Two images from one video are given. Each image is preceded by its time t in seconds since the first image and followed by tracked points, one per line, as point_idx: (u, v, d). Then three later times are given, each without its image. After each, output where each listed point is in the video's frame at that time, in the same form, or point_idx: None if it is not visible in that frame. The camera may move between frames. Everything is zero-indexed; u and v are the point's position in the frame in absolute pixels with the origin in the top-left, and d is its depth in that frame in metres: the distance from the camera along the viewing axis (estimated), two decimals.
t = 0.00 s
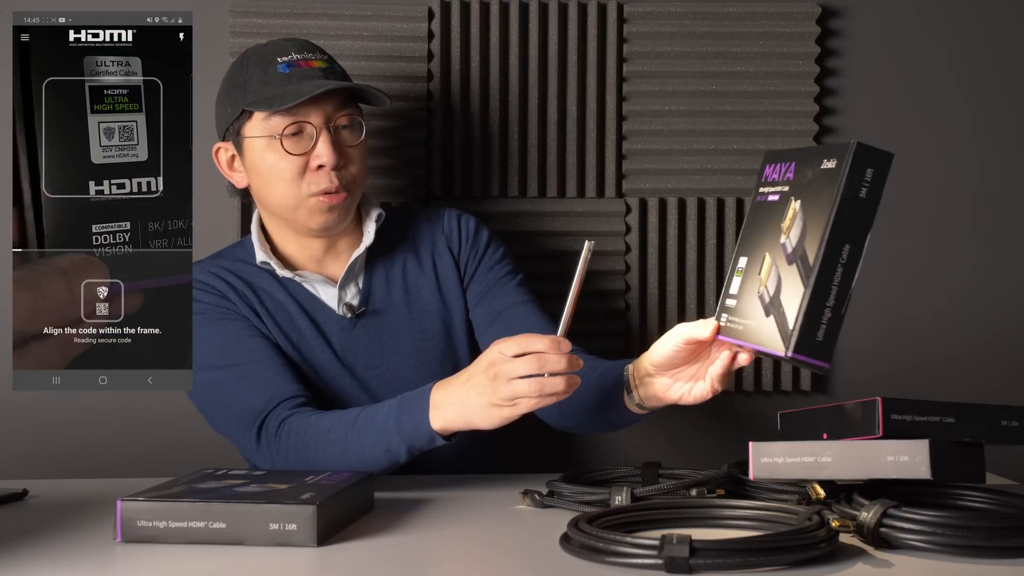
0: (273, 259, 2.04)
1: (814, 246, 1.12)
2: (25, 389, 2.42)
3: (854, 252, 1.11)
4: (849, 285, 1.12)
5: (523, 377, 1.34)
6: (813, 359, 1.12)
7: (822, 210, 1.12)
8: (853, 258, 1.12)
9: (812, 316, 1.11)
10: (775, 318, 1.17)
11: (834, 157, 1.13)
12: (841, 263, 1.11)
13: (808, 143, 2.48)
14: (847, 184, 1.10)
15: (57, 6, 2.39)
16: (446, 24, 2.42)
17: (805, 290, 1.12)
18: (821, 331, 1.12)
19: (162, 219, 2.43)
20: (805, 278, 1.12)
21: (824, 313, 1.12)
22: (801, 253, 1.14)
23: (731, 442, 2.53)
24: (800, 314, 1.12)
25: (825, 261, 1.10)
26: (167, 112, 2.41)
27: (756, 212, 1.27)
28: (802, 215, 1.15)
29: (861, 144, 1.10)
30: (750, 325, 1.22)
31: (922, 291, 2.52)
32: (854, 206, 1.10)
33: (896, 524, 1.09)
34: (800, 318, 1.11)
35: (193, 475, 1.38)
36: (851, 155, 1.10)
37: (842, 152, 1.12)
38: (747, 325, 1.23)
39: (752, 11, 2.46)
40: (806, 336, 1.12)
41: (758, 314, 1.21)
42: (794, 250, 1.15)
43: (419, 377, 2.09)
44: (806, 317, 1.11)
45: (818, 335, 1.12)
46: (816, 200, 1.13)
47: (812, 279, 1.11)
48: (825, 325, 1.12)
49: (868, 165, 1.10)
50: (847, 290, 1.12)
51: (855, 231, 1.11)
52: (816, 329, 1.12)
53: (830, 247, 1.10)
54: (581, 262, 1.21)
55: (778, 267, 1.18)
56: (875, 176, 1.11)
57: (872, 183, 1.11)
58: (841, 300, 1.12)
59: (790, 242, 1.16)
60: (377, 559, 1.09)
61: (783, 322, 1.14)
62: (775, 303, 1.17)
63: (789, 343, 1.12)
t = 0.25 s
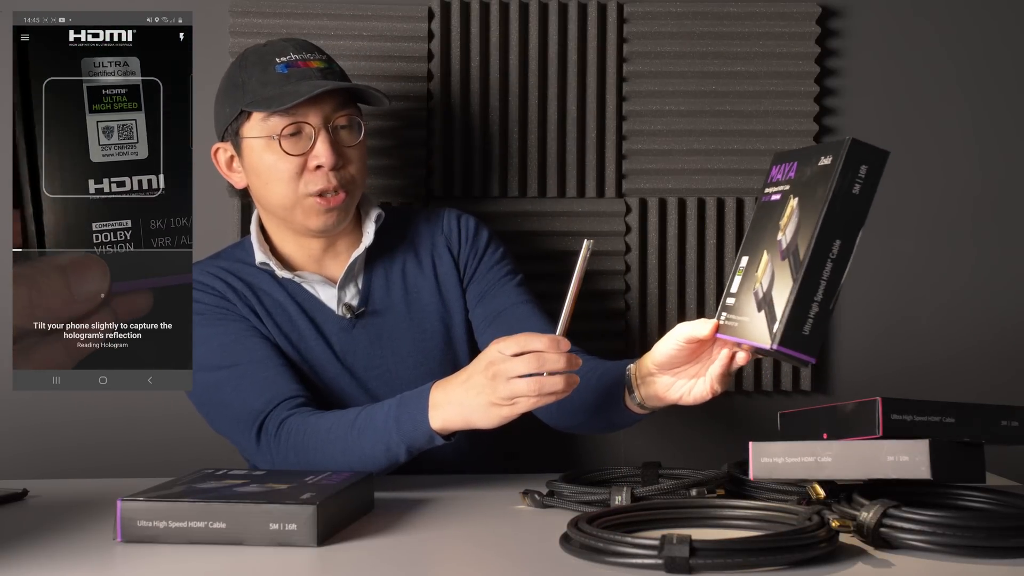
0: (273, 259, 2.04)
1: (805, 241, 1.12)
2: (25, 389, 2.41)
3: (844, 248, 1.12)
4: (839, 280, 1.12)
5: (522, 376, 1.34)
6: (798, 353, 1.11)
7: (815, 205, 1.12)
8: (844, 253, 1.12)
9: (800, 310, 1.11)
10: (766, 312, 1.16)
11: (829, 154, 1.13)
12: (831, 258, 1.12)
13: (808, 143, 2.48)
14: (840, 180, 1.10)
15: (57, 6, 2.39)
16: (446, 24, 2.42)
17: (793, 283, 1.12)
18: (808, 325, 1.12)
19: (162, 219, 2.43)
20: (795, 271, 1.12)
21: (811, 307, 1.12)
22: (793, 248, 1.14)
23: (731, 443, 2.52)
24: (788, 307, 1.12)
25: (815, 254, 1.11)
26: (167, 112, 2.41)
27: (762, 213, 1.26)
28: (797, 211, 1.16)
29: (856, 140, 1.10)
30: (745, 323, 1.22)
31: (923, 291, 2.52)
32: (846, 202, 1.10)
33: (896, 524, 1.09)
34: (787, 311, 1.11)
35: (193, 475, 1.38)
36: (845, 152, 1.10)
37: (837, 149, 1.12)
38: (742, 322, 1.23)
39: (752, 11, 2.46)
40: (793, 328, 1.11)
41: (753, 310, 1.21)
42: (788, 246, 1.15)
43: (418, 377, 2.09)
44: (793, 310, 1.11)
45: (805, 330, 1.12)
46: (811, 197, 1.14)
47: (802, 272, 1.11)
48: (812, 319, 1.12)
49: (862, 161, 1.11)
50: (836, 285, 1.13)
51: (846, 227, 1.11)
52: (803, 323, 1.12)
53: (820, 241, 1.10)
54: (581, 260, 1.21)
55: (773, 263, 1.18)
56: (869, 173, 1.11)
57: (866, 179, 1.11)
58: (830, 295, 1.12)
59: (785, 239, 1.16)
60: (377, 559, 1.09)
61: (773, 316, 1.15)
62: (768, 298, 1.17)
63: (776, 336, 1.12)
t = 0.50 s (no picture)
0: (272, 260, 2.04)
1: (811, 248, 1.12)
2: (25, 389, 2.41)
3: (851, 256, 1.11)
4: (845, 288, 1.12)
5: (521, 376, 1.34)
6: (803, 360, 1.12)
7: (821, 212, 1.12)
8: (851, 261, 1.11)
9: (806, 317, 1.11)
10: (771, 318, 1.17)
11: (836, 160, 1.13)
12: (837, 265, 1.11)
13: (808, 143, 2.48)
14: (847, 188, 1.10)
15: (58, 6, 2.39)
16: (446, 24, 2.42)
17: (799, 290, 1.12)
18: (814, 333, 1.12)
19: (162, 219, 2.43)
20: (801, 279, 1.12)
21: (818, 315, 1.12)
22: (799, 255, 1.14)
23: (731, 443, 2.52)
24: (794, 315, 1.12)
25: (821, 262, 1.10)
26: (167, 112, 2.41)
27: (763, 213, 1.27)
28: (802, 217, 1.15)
29: (864, 148, 1.10)
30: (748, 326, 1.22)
31: (923, 291, 2.52)
32: (854, 210, 1.10)
33: (896, 524, 1.09)
34: (793, 318, 1.11)
35: (193, 475, 1.38)
36: (853, 159, 1.10)
37: (844, 156, 1.12)
38: (746, 326, 1.23)
39: (752, 11, 2.46)
40: (799, 336, 1.12)
41: (757, 315, 1.21)
42: (794, 251, 1.15)
43: (418, 377, 2.10)
44: (799, 317, 1.11)
45: (812, 337, 1.12)
46: (816, 203, 1.14)
47: (807, 280, 1.11)
48: (818, 327, 1.12)
49: (870, 169, 1.10)
50: (843, 293, 1.12)
51: (853, 234, 1.11)
52: (809, 331, 1.12)
53: (827, 249, 1.10)
54: (581, 261, 1.21)
55: (778, 268, 1.18)
56: (876, 182, 1.11)
57: (873, 188, 1.11)
58: (836, 303, 1.12)
59: (790, 244, 1.16)
60: (377, 559, 1.09)
61: (778, 322, 1.15)
62: (773, 304, 1.17)
63: (782, 343, 1.12)
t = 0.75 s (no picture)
0: (272, 260, 2.04)
1: (824, 248, 1.11)
2: (25, 389, 2.41)
3: (865, 253, 1.12)
4: (862, 285, 1.12)
5: (521, 376, 1.34)
6: (828, 361, 1.12)
7: (831, 212, 1.11)
8: (865, 258, 1.11)
9: (827, 318, 1.11)
10: (786, 320, 1.16)
11: (841, 158, 1.13)
12: (853, 263, 1.11)
13: (808, 143, 2.48)
14: (857, 186, 1.10)
15: (58, 6, 2.39)
16: (446, 24, 2.42)
17: (816, 291, 1.12)
18: (836, 332, 1.12)
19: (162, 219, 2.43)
20: (817, 280, 1.12)
21: (838, 315, 1.12)
22: (810, 254, 1.13)
23: (731, 443, 2.52)
24: (814, 317, 1.11)
25: (837, 263, 1.10)
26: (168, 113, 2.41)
27: (753, 212, 1.28)
28: (808, 216, 1.15)
29: (870, 146, 1.10)
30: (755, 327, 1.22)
31: (922, 291, 2.53)
32: (864, 207, 1.10)
33: (896, 524, 1.09)
34: (814, 321, 1.11)
35: (193, 475, 1.38)
36: (860, 157, 1.10)
37: (850, 153, 1.12)
38: (754, 327, 1.23)
39: (752, 11, 2.46)
40: (821, 337, 1.12)
41: (766, 316, 1.21)
42: (802, 251, 1.15)
43: (417, 377, 2.10)
44: (820, 319, 1.11)
45: (833, 337, 1.13)
46: (823, 201, 1.13)
47: (825, 282, 1.11)
48: (839, 326, 1.12)
49: (877, 166, 1.11)
50: (859, 290, 1.12)
51: (865, 232, 1.11)
52: (830, 331, 1.12)
53: (841, 248, 1.10)
54: (581, 262, 1.21)
55: (785, 268, 1.18)
56: (884, 177, 1.11)
57: (881, 184, 1.11)
58: (854, 300, 1.13)
59: (797, 243, 1.16)
60: (377, 559, 1.09)
61: (795, 324, 1.14)
62: (785, 305, 1.17)
63: (805, 345, 1.12)
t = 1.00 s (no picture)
0: (271, 260, 2.04)
1: (829, 243, 1.11)
2: (25, 389, 2.41)
3: (870, 246, 1.12)
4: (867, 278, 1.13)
5: (521, 376, 1.34)
6: (838, 355, 1.12)
7: (835, 207, 1.11)
8: (870, 251, 1.12)
9: (836, 313, 1.12)
10: (792, 316, 1.16)
11: (842, 153, 1.13)
12: (859, 257, 1.11)
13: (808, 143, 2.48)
14: (859, 181, 1.10)
15: (58, 6, 2.39)
16: (446, 24, 2.42)
17: (823, 286, 1.12)
18: (844, 326, 1.12)
19: (162, 219, 2.43)
20: (823, 275, 1.12)
21: (845, 308, 1.12)
22: (815, 250, 1.13)
23: (731, 443, 2.52)
24: (822, 313, 1.11)
25: (843, 257, 1.10)
26: (168, 112, 2.41)
27: (747, 205, 1.27)
28: (810, 211, 1.15)
29: (871, 139, 1.10)
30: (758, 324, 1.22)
31: (922, 291, 2.53)
32: (867, 201, 1.11)
33: (896, 524, 1.09)
34: (822, 316, 1.11)
35: (193, 475, 1.38)
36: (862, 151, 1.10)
37: (850, 147, 1.12)
38: (756, 322, 1.23)
39: (752, 11, 2.46)
40: (830, 333, 1.12)
41: (769, 312, 1.21)
42: (805, 247, 1.15)
43: (417, 377, 2.10)
44: (828, 315, 1.11)
45: (841, 331, 1.13)
46: (824, 196, 1.13)
47: (831, 277, 1.11)
48: (847, 320, 1.12)
49: (878, 159, 1.11)
50: (865, 284, 1.13)
51: (870, 226, 1.11)
52: (839, 326, 1.12)
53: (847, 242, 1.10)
54: (581, 260, 1.21)
55: (788, 263, 1.18)
56: (886, 170, 1.11)
57: (882, 176, 1.11)
58: (860, 293, 1.13)
59: (798, 239, 1.16)
60: (377, 559, 1.09)
61: (801, 320, 1.14)
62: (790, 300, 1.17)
63: (815, 341, 1.12)
